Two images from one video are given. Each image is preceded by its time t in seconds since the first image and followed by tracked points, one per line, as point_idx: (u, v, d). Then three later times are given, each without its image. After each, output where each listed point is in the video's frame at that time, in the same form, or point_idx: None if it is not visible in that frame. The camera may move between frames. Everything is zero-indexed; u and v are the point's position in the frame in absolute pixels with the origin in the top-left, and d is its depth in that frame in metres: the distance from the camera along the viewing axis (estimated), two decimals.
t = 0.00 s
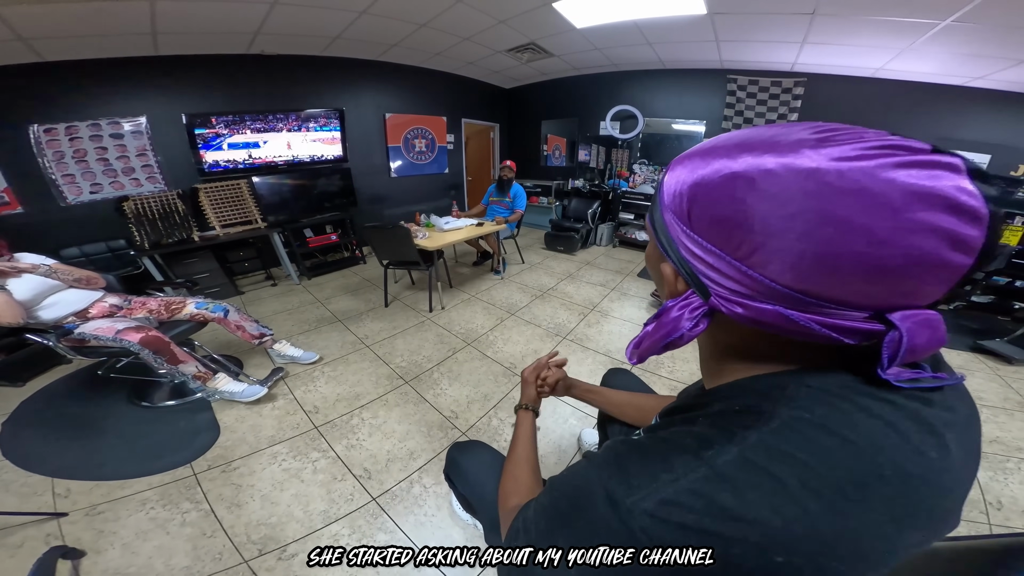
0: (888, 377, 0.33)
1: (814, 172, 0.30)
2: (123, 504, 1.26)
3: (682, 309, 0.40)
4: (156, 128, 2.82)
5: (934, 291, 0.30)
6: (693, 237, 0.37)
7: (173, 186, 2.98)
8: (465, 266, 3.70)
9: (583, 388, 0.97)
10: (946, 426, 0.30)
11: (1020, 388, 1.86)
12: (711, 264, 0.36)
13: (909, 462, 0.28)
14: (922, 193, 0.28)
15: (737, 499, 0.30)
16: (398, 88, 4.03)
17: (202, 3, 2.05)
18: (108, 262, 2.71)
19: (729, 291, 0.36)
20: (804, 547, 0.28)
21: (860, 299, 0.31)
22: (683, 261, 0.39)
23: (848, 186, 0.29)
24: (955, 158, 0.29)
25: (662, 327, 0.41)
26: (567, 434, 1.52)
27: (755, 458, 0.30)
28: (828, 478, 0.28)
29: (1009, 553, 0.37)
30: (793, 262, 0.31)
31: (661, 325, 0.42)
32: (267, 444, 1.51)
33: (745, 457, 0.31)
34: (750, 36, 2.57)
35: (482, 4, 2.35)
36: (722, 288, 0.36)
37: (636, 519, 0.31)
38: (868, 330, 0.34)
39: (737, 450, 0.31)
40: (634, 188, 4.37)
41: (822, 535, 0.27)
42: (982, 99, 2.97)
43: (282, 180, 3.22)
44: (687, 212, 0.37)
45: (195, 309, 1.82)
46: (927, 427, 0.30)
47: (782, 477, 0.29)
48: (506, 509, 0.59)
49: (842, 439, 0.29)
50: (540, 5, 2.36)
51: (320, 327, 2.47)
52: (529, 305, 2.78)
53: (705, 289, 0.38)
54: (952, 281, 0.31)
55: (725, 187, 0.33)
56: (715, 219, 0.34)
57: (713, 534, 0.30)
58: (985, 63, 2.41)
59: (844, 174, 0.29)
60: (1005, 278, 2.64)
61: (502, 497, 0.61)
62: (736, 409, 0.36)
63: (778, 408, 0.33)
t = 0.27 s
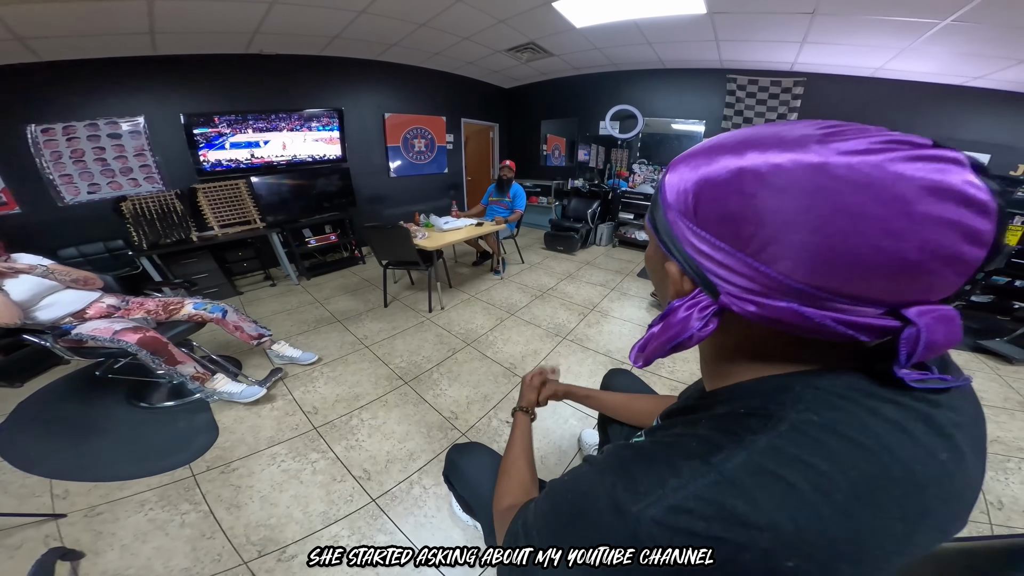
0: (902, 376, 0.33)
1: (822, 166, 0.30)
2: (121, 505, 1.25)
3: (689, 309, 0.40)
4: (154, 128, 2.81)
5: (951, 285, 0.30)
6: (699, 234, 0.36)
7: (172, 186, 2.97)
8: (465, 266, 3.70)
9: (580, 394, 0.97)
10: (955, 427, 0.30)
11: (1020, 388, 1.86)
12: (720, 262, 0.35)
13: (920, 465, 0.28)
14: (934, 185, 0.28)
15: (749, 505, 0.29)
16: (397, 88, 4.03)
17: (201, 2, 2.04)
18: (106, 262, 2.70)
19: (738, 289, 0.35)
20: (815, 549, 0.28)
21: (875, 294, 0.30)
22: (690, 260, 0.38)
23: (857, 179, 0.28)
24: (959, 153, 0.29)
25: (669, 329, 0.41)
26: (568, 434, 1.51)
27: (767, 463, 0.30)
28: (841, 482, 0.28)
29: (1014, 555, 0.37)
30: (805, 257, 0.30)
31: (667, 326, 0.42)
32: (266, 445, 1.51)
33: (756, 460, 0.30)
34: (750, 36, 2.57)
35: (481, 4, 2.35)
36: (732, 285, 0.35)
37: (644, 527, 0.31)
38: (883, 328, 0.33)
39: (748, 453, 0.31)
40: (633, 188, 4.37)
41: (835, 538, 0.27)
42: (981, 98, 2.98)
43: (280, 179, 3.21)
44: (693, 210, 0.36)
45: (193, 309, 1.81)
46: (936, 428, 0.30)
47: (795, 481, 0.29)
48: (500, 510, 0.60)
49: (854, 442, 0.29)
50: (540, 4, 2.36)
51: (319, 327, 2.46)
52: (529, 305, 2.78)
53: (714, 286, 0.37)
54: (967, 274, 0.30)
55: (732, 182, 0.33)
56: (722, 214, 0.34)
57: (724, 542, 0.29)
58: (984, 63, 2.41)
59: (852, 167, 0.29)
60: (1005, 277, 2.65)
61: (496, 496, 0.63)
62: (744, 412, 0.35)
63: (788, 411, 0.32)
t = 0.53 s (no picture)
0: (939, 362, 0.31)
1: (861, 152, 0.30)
2: (122, 506, 1.25)
3: (727, 296, 0.37)
4: (154, 127, 2.80)
5: (993, 272, 0.30)
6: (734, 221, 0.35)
7: (171, 185, 2.96)
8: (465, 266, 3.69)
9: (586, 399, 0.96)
10: (986, 420, 0.31)
11: (1020, 387, 1.86)
12: (762, 248, 0.34)
13: (958, 459, 0.28)
14: (975, 171, 0.28)
15: (790, 502, 0.29)
16: (397, 87, 4.02)
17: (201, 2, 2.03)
18: (105, 262, 2.70)
19: (780, 276, 0.33)
20: (855, 546, 0.28)
21: (924, 280, 0.29)
22: (725, 247, 0.36)
23: (901, 164, 0.28)
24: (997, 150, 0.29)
25: (705, 319, 0.37)
26: (570, 433, 1.52)
27: (806, 460, 0.30)
28: (883, 478, 0.28)
29: None
30: (857, 239, 0.29)
31: (702, 316, 0.38)
32: (268, 445, 1.51)
33: (794, 458, 0.30)
34: (751, 36, 2.58)
35: (482, 3, 2.35)
36: (775, 271, 0.34)
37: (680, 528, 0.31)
38: (924, 316, 0.32)
39: (784, 451, 0.31)
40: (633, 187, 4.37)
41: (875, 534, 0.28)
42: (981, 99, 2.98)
43: (280, 179, 3.20)
44: (731, 196, 0.35)
45: (194, 309, 1.81)
46: (971, 422, 0.30)
47: (835, 477, 0.29)
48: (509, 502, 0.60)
49: (892, 438, 0.29)
50: (541, 4, 2.36)
51: (319, 327, 2.46)
52: (530, 304, 2.78)
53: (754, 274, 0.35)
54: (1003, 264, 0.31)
55: (772, 167, 0.32)
56: (762, 200, 0.33)
57: (763, 540, 0.29)
58: (984, 63, 2.42)
59: (893, 154, 0.29)
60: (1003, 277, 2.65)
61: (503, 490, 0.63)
62: (770, 409, 0.36)
63: (818, 407, 0.33)
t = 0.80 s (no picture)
0: (925, 357, 0.32)
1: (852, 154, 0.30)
2: (123, 505, 1.25)
3: (726, 298, 0.37)
4: (153, 128, 2.80)
5: (980, 271, 0.30)
6: (729, 222, 0.35)
7: (171, 186, 2.96)
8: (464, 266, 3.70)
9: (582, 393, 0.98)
10: (966, 420, 0.31)
11: (1018, 386, 1.87)
12: (756, 248, 0.34)
13: (935, 458, 0.29)
14: (963, 172, 0.28)
15: (768, 498, 0.30)
16: (396, 87, 4.02)
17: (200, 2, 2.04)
18: (105, 262, 2.70)
19: (777, 276, 0.34)
20: (831, 542, 0.28)
21: (914, 279, 0.30)
22: (721, 247, 0.36)
23: (892, 165, 0.29)
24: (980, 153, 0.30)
25: (705, 322, 0.38)
26: (568, 433, 1.52)
27: (782, 457, 0.31)
28: (858, 476, 0.29)
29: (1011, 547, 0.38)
30: (851, 240, 0.29)
31: (702, 320, 0.38)
32: (267, 444, 1.51)
33: (771, 455, 0.31)
34: (749, 36, 2.58)
35: (481, 3, 2.35)
36: (771, 272, 0.34)
37: (659, 524, 0.32)
38: (916, 314, 0.33)
39: (762, 449, 0.32)
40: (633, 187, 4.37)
41: (851, 531, 0.28)
42: (979, 98, 2.99)
43: (280, 179, 3.20)
44: (727, 197, 0.35)
45: (193, 308, 1.81)
46: (949, 421, 0.30)
47: (811, 474, 0.30)
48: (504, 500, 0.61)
49: (867, 436, 0.30)
50: (539, 4, 2.36)
51: (319, 327, 2.46)
52: (529, 304, 2.78)
53: (751, 274, 0.35)
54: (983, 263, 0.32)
55: (766, 168, 0.33)
56: (757, 200, 0.33)
57: (741, 536, 0.30)
58: (982, 63, 2.42)
59: (884, 156, 0.30)
60: (1003, 277, 2.66)
61: (499, 486, 0.64)
62: (753, 408, 0.37)
63: (800, 406, 0.33)
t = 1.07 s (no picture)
0: (936, 355, 0.31)
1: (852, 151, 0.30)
2: (122, 505, 1.25)
3: (733, 298, 0.37)
4: (152, 128, 2.79)
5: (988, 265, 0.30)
6: (733, 222, 0.35)
7: (169, 186, 2.96)
8: (464, 266, 3.69)
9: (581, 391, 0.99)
10: (970, 421, 0.31)
11: (1017, 386, 1.87)
12: (763, 247, 0.34)
13: (936, 459, 0.29)
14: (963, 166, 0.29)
15: (766, 499, 0.30)
16: (396, 88, 4.02)
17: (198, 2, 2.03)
18: (103, 262, 2.70)
19: (785, 276, 0.34)
20: (829, 542, 0.28)
21: (925, 275, 0.30)
22: (725, 247, 0.36)
23: (892, 162, 0.29)
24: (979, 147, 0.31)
25: (714, 322, 0.37)
26: (568, 433, 1.52)
27: (782, 458, 0.31)
28: (858, 477, 0.29)
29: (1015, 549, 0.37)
30: (859, 237, 0.29)
31: (709, 320, 0.38)
32: (267, 445, 1.51)
33: (772, 455, 0.31)
34: (748, 36, 2.59)
35: (481, 3, 2.35)
36: (779, 272, 0.34)
37: (657, 523, 0.32)
38: (927, 311, 0.32)
39: (763, 450, 0.32)
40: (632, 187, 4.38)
41: (849, 532, 0.28)
42: (978, 98, 3.00)
43: (279, 179, 3.20)
44: (732, 195, 0.35)
45: (192, 309, 1.81)
46: (950, 421, 0.30)
47: (810, 474, 0.30)
48: (503, 501, 0.61)
49: (869, 436, 0.30)
50: (539, 4, 2.36)
51: (318, 327, 2.46)
52: (529, 304, 2.78)
53: (759, 274, 0.35)
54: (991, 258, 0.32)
55: (769, 166, 0.33)
56: (762, 198, 0.33)
57: (738, 535, 0.30)
58: (980, 63, 2.43)
59: (882, 152, 0.30)
60: (1001, 276, 2.67)
61: (498, 486, 0.64)
62: (754, 409, 0.37)
63: (801, 406, 0.33)
